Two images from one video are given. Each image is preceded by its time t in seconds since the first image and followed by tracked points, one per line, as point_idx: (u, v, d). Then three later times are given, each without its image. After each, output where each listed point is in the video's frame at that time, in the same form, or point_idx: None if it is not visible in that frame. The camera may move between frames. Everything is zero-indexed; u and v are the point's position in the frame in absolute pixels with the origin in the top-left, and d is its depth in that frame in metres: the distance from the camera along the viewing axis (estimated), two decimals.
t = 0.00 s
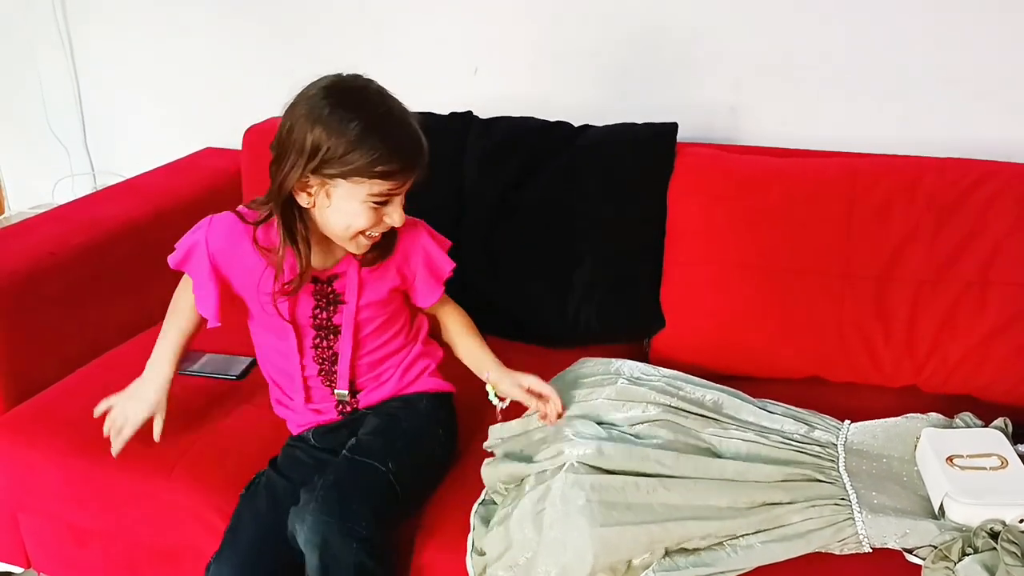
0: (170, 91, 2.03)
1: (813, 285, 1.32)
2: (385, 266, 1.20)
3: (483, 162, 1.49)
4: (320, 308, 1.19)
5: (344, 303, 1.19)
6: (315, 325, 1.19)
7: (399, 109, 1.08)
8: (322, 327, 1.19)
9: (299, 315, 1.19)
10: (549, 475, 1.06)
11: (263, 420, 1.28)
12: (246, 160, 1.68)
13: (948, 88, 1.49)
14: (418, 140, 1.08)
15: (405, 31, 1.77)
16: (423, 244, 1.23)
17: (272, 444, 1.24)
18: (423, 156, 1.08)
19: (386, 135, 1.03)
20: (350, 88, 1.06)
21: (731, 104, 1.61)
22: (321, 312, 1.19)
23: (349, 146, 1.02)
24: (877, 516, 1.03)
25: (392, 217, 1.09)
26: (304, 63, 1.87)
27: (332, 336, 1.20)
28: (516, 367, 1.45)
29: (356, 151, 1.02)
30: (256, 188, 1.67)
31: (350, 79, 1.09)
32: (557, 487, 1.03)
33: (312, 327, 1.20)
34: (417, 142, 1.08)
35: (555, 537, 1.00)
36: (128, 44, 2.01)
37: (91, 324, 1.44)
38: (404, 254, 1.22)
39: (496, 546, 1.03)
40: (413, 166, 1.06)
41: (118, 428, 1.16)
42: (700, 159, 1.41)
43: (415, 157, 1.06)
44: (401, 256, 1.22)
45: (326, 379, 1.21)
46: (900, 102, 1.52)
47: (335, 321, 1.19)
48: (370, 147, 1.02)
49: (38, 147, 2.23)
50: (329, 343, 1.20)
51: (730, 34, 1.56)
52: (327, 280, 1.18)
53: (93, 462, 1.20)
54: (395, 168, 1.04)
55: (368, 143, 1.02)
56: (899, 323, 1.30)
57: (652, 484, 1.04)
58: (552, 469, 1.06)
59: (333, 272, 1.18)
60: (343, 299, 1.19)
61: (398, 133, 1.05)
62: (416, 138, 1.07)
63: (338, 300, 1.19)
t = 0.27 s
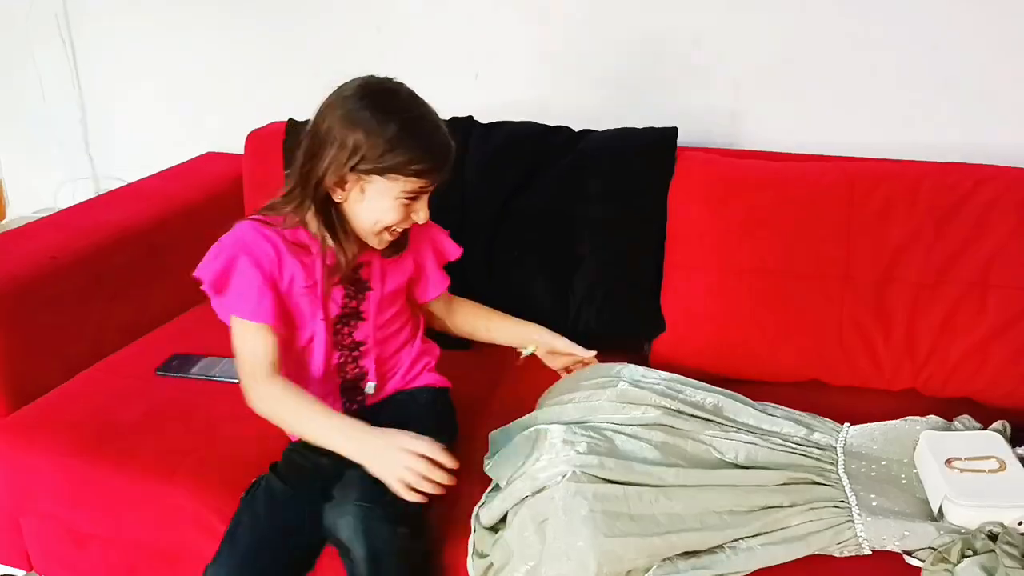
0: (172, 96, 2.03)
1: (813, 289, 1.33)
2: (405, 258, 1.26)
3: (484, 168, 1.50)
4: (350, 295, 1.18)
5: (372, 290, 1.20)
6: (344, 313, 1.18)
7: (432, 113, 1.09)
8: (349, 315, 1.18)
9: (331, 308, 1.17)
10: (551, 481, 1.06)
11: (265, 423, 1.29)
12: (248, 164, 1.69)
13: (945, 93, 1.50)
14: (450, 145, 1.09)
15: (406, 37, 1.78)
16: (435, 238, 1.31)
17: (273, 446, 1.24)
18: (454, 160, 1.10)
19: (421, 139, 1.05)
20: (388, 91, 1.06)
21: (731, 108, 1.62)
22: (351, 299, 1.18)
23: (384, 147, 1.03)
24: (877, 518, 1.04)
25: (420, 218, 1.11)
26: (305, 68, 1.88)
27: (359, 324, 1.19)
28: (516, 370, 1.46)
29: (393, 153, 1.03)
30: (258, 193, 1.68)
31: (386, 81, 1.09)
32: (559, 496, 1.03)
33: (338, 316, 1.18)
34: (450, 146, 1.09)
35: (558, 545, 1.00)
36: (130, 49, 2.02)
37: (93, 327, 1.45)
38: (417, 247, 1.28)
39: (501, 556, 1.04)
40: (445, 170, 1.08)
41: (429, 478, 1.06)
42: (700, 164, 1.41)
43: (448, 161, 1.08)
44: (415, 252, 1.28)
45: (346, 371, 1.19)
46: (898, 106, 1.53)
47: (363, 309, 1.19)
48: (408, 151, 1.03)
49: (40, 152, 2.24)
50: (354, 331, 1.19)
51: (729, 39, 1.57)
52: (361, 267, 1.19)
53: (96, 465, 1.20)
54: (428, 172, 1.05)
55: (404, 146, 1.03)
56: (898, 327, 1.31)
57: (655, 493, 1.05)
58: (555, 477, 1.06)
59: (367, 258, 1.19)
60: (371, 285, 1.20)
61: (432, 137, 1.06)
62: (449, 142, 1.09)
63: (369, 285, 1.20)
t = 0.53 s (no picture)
0: (189, 70, 2.09)
1: (808, 266, 1.41)
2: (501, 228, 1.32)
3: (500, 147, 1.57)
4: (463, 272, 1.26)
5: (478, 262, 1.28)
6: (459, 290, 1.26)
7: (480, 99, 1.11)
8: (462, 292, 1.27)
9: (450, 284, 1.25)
10: (573, 435, 1.16)
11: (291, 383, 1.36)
12: (267, 139, 1.75)
13: (936, 83, 1.58)
14: (496, 130, 1.10)
15: (420, 17, 1.83)
16: (520, 202, 1.36)
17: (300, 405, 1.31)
18: (499, 145, 1.10)
19: (458, 128, 1.07)
20: (436, 81, 1.10)
21: (733, 94, 1.69)
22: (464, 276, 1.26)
23: (422, 138, 1.08)
24: (867, 474, 1.13)
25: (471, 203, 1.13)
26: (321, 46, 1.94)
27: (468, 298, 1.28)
28: (527, 338, 1.53)
29: (429, 143, 1.07)
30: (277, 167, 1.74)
31: (440, 70, 1.13)
32: (577, 449, 1.14)
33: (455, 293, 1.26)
34: (495, 132, 1.10)
35: (574, 491, 1.10)
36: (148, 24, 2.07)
37: (121, 291, 1.51)
38: (509, 213, 1.34)
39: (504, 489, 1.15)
40: (487, 156, 1.09)
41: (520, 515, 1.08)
42: (704, 146, 1.49)
43: (490, 147, 1.09)
44: (508, 220, 1.33)
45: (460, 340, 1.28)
46: (891, 95, 1.61)
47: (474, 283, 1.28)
48: (464, 149, 1.06)
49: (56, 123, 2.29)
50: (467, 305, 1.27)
51: (733, 28, 1.64)
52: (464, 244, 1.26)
53: (132, 419, 1.27)
54: (464, 160, 1.07)
55: (440, 136, 1.07)
56: (887, 303, 1.40)
57: (662, 448, 1.15)
58: (574, 432, 1.16)
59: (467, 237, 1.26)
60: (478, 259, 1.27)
61: (470, 124, 1.07)
62: (493, 129, 1.09)
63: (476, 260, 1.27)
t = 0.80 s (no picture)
0: (181, 74, 2.08)
1: (803, 264, 1.41)
2: (494, 225, 1.31)
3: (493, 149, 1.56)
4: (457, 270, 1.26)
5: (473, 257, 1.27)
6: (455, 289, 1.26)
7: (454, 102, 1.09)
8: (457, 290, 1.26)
9: (445, 284, 1.24)
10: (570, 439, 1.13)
11: (285, 387, 1.34)
12: (258, 141, 1.74)
13: (929, 80, 1.58)
14: (467, 133, 1.08)
15: (412, 19, 1.83)
16: (510, 197, 1.35)
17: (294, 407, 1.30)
18: (469, 148, 1.07)
19: (425, 130, 1.06)
20: (410, 84, 1.09)
21: (726, 92, 1.69)
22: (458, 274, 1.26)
23: (392, 140, 1.07)
24: (863, 472, 1.13)
25: (445, 205, 1.11)
26: (312, 48, 1.93)
27: (464, 296, 1.27)
28: (522, 339, 1.53)
29: (395, 145, 1.07)
30: (269, 170, 1.74)
31: (419, 74, 1.12)
32: (576, 453, 1.11)
33: (451, 294, 1.26)
34: (464, 135, 1.07)
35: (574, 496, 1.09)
36: (139, 28, 2.06)
37: (113, 296, 1.50)
38: (501, 209, 1.33)
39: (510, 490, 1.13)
40: (455, 159, 1.06)
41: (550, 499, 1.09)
42: (697, 144, 1.48)
43: (457, 151, 1.06)
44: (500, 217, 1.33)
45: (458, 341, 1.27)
46: (883, 92, 1.61)
47: (470, 282, 1.27)
48: (433, 151, 1.05)
49: (48, 127, 2.28)
50: (465, 305, 1.27)
51: (726, 27, 1.64)
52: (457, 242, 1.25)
53: (125, 425, 1.26)
54: (432, 162, 1.05)
55: (408, 138, 1.06)
56: (882, 301, 1.39)
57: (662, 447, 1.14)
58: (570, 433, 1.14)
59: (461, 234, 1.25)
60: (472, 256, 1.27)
61: (437, 126, 1.06)
62: (462, 132, 1.07)
63: (470, 258, 1.27)
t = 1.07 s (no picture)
0: (172, 77, 2.08)
1: (795, 259, 1.42)
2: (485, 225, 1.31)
3: (485, 148, 1.57)
4: (443, 269, 1.26)
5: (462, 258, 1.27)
6: (440, 287, 1.27)
7: (418, 104, 1.09)
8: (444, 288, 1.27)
9: (429, 280, 1.26)
10: (559, 432, 1.15)
11: (279, 387, 1.34)
12: (250, 142, 1.74)
13: (919, 75, 1.59)
14: (420, 135, 1.07)
15: (402, 18, 1.83)
16: (502, 194, 1.35)
17: (289, 407, 1.30)
18: (419, 151, 1.07)
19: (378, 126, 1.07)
20: (381, 83, 1.11)
21: (717, 89, 1.70)
22: (445, 272, 1.26)
23: (352, 132, 1.10)
24: (857, 465, 1.13)
25: (401, 204, 1.11)
26: (304, 49, 1.93)
27: (451, 295, 1.27)
28: (517, 337, 1.53)
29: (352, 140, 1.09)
30: (262, 171, 1.74)
31: (402, 71, 1.14)
32: (564, 445, 1.13)
33: (437, 291, 1.27)
34: (415, 137, 1.07)
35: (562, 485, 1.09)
36: (130, 31, 2.06)
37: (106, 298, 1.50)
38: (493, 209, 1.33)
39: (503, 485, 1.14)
40: (401, 159, 1.07)
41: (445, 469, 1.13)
42: (688, 140, 1.48)
43: (406, 152, 1.07)
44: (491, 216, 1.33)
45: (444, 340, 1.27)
46: (874, 87, 1.62)
47: (458, 280, 1.28)
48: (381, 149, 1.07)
49: (39, 131, 2.27)
50: (452, 302, 1.28)
51: (716, 23, 1.64)
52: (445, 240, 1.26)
53: (120, 427, 1.26)
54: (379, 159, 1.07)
55: (364, 132, 1.08)
56: (875, 294, 1.40)
57: (653, 444, 1.15)
58: (560, 430, 1.15)
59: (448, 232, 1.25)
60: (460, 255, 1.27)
61: (389, 124, 1.07)
62: (415, 134, 1.07)
63: (457, 257, 1.27)
